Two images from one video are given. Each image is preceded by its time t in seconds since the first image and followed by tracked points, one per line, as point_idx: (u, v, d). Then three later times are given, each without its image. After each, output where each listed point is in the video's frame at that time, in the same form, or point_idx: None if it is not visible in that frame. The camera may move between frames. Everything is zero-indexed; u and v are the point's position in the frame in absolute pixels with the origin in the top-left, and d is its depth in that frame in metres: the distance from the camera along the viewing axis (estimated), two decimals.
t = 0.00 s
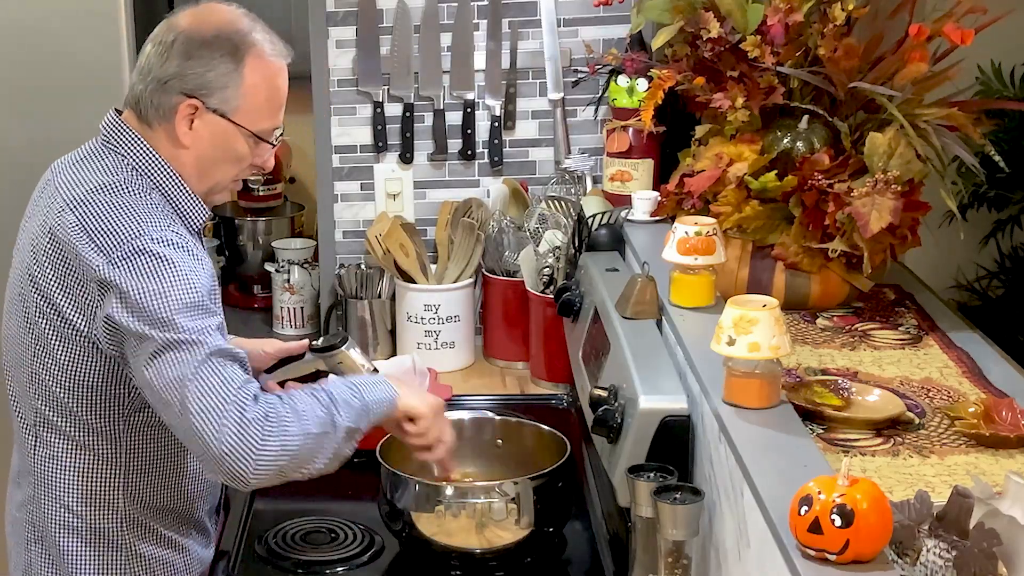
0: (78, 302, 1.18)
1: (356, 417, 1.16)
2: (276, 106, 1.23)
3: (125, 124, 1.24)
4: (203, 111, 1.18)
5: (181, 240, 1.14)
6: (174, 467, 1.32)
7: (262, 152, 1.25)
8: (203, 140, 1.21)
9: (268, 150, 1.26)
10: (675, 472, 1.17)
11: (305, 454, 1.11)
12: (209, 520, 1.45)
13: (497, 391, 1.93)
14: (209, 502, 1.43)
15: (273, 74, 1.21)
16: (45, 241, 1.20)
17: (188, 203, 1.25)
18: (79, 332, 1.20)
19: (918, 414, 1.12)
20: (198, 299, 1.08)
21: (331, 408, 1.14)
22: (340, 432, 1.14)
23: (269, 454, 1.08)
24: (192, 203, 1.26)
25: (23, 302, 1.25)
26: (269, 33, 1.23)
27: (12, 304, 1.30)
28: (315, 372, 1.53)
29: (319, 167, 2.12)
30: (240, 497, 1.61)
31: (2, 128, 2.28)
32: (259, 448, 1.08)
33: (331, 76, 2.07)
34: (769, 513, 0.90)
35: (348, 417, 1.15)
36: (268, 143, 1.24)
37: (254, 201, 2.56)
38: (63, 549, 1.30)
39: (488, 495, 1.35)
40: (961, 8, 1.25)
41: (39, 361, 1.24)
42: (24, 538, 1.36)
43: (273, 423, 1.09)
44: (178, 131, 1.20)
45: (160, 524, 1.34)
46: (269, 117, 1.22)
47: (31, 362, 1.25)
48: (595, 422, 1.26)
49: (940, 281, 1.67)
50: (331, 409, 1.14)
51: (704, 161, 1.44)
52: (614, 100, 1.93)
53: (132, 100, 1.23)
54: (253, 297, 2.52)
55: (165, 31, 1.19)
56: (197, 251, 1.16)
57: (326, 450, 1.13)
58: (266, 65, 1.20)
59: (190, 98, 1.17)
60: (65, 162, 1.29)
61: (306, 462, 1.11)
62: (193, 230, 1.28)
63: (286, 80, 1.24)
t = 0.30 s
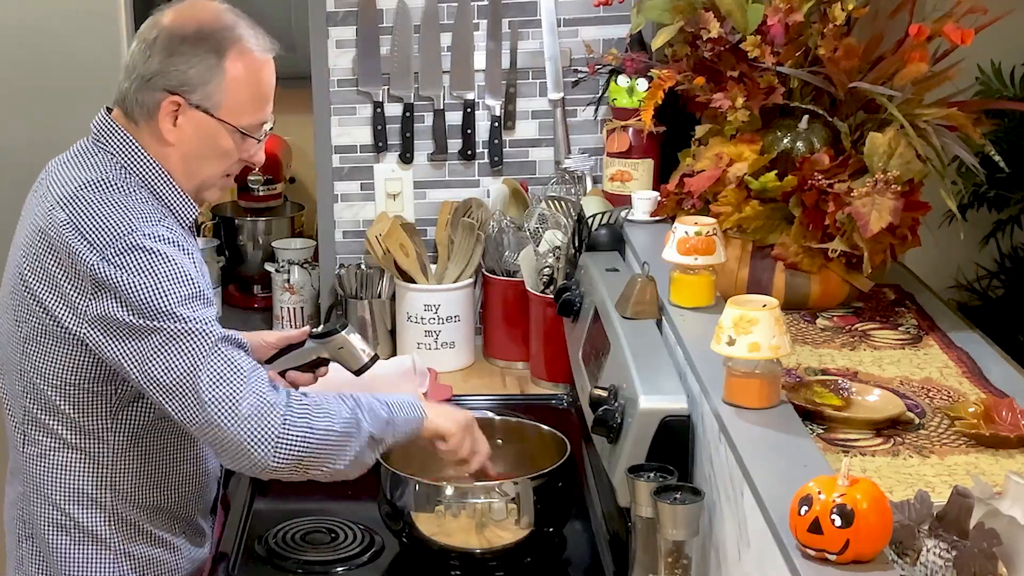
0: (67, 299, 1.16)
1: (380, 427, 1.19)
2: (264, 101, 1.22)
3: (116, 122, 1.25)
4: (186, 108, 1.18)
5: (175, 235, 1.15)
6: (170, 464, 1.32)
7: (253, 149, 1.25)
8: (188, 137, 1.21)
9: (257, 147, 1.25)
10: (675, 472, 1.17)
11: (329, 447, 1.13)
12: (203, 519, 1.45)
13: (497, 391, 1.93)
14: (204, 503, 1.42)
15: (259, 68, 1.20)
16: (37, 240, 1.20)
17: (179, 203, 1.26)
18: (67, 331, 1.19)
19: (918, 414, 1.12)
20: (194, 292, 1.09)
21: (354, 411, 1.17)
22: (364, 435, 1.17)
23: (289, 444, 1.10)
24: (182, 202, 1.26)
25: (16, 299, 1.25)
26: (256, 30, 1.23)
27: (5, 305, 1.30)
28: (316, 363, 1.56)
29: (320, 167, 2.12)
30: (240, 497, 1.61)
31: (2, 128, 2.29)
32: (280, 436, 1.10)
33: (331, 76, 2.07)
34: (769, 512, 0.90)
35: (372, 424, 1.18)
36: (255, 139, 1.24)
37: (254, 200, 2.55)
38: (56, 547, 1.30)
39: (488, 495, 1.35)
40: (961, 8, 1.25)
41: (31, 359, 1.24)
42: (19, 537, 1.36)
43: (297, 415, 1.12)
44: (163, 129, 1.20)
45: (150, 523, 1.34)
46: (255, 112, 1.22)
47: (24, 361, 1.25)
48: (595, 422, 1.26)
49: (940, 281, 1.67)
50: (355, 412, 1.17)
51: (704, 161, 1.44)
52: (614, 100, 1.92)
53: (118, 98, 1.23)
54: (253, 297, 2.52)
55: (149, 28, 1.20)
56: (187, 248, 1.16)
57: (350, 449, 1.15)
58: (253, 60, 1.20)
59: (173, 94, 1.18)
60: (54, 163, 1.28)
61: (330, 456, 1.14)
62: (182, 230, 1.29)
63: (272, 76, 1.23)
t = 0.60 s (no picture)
0: (60, 297, 1.17)
1: (375, 419, 1.20)
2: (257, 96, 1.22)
3: (111, 121, 1.25)
4: (180, 104, 1.18)
5: (169, 232, 1.15)
6: (167, 463, 1.32)
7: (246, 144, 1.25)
8: (183, 134, 1.21)
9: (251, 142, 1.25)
10: (675, 472, 1.17)
11: (328, 441, 1.14)
12: (200, 519, 1.45)
13: (497, 391, 1.93)
14: (200, 503, 1.42)
15: (251, 63, 1.20)
16: (33, 239, 1.20)
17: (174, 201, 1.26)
18: (63, 329, 1.19)
19: (918, 414, 1.12)
20: (190, 289, 1.09)
21: (350, 404, 1.18)
22: (360, 428, 1.18)
23: (289, 438, 1.11)
24: (177, 201, 1.26)
25: (13, 299, 1.25)
26: (251, 28, 1.24)
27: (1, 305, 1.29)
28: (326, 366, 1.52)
29: (320, 167, 2.12)
30: (240, 497, 1.61)
31: (2, 128, 2.29)
32: (280, 430, 1.10)
33: (331, 76, 2.07)
34: (769, 512, 0.90)
35: (367, 415, 1.19)
36: (247, 135, 1.24)
37: (254, 201, 2.55)
38: (54, 547, 1.30)
39: (488, 495, 1.35)
40: (961, 8, 1.25)
41: (28, 358, 1.24)
42: (17, 537, 1.36)
43: (296, 410, 1.12)
44: (157, 126, 1.20)
45: (148, 523, 1.34)
46: (249, 108, 1.21)
47: (21, 361, 1.25)
48: (595, 422, 1.26)
49: (940, 281, 1.67)
50: (351, 405, 1.18)
51: (704, 161, 1.44)
52: (614, 100, 1.92)
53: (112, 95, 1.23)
54: (253, 297, 2.52)
55: (142, 26, 1.20)
56: (183, 244, 1.17)
57: (348, 441, 1.16)
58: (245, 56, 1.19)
59: (166, 91, 1.18)
60: (49, 163, 1.28)
61: (329, 451, 1.14)
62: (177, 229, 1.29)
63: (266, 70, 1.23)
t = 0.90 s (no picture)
0: (65, 296, 1.18)
1: (356, 403, 1.20)
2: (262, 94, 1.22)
3: (114, 121, 1.24)
4: (185, 103, 1.18)
5: (173, 233, 1.15)
6: (169, 462, 1.32)
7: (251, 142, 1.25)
8: (189, 133, 1.21)
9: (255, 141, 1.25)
10: (675, 472, 1.17)
11: (315, 436, 1.14)
12: (201, 519, 1.45)
13: (497, 391, 1.93)
14: (200, 503, 1.42)
15: (254, 61, 1.21)
16: (37, 240, 1.20)
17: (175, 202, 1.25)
18: (69, 329, 1.19)
19: (917, 414, 1.12)
20: (190, 292, 1.09)
21: (332, 393, 1.17)
22: (344, 416, 1.17)
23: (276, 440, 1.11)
24: (180, 201, 1.26)
25: (16, 298, 1.24)
26: (254, 26, 1.24)
27: (4, 305, 1.29)
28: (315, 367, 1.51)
29: (319, 167, 2.12)
30: (240, 497, 1.61)
31: (2, 128, 2.29)
32: (267, 431, 1.10)
33: (331, 76, 2.07)
34: (769, 512, 0.90)
35: (347, 401, 1.18)
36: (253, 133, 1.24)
37: (254, 201, 2.55)
38: (56, 547, 1.30)
39: (488, 495, 1.35)
40: (961, 8, 1.25)
41: (31, 358, 1.24)
42: (18, 538, 1.36)
43: (280, 409, 1.11)
44: (162, 126, 1.20)
45: (152, 523, 1.34)
46: (253, 105, 1.22)
47: (24, 361, 1.25)
48: (595, 422, 1.26)
49: (940, 281, 1.67)
50: (332, 392, 1.17)
51: (704, 161, 1.44)
52: (614, 100, 1.92)
53: (117, 96, 1.23)
54: (253, 297, 2.52)
55: (146, 26, 1.20)
56: (187, 245, 1.16)
57: (332, 433, 1.16)
58: (248, 55, 1.20)
59: (171, 91, 1.18)
60: (53, 161, 1.28)
61: (314, 445, 1.14)
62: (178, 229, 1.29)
63: (269, 69, 1.23)
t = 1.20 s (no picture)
0: (75, 299, 1.17)
1: (384, 430, 1.17)
2: (263, 91, 1.23)
3: (117, 122, 1.24)
4: (189, 103, 1.19)
5: (184, 237, 1.15)
6: (175, 462, 1.33)
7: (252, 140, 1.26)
8: (190, 132, 1.21)
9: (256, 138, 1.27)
10: (675, 472, 1.17)
11: (328, 456, 1.13)
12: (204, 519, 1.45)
13: (497, 391, 1.93)
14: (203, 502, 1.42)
15: (253, 58, 1.21)
16: (43, 242, 1.20)
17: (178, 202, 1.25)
18: (78, 333, 1.19)
19: (918, 414, 1.12)
20: (206, 299, 1.10)
21: (354, 416, 1.16)
22: (365, 440, 1.16)
23: (287, 454, 1.11)
24: (184, 200, 1.26)
25: (21, 302, 1.24)
26: (253, 26, 1.24)
27: (9, 308, 1.29)
28: (315, 368, 1.48)
29: (319, 167, 2.12)
30: (240, 498, 1.61)
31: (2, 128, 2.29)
32: (279, 445, 1.10)
33: (331, 76, 2.07)
34: (769, 512, 0.90)
35: (373, 428, 1.16)
36: (256, 130, 1.25)
37: (254, 201, 2.55)
38: (63, 549, 1.30)
39: (488, 495, 1.35)
40: (961, 8, 1.25)
41: (38, 361, 1.24)
42: (22, 541, 1.35)
43: (294, 423, 1.12)
44: (164, 125, 1.20)
45: (156, 522, 1.34)
46: (254, 102, 1.23)
47: (30, 364, 1.25)
48: (595, 422, 1.26)
49: (940, 281, 1.67)
50: (356, 417, 1.16)
51: (704, 161, 1.44)
52: (614, 100, 1.92)
53: (117, 96, 1.23)
54: (253, 297, 2.52)
55: (145, 26, 1.20)
56: (196, 248, 1.17)
57: (348, 456, 1.15)
58: (249, 53, 1.21)
59: (176, 91, 1.18)
60: (55, 163, 1.28)
61: (328, 465, 1.14)
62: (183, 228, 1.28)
63: (268, 66, 1.24)
